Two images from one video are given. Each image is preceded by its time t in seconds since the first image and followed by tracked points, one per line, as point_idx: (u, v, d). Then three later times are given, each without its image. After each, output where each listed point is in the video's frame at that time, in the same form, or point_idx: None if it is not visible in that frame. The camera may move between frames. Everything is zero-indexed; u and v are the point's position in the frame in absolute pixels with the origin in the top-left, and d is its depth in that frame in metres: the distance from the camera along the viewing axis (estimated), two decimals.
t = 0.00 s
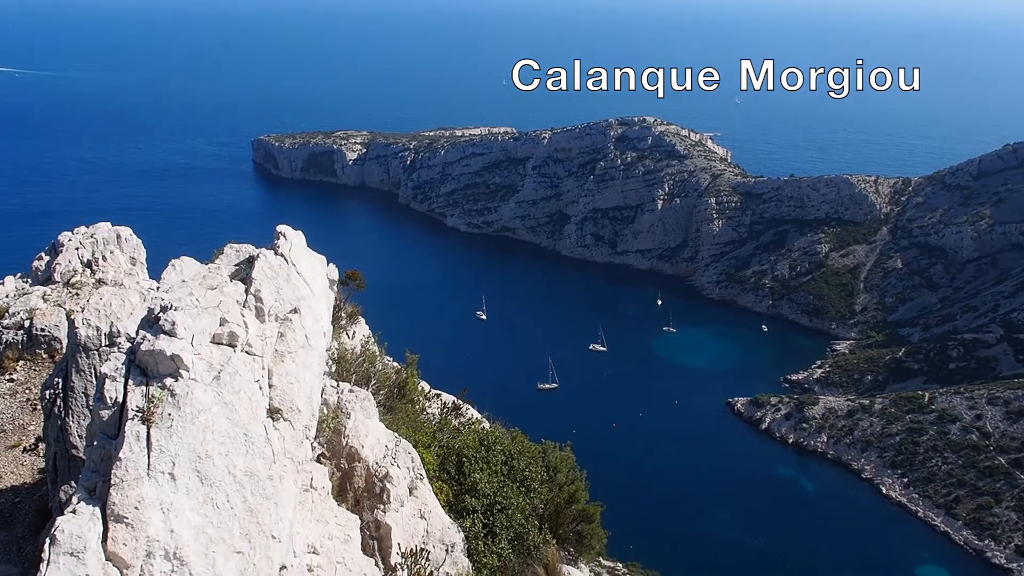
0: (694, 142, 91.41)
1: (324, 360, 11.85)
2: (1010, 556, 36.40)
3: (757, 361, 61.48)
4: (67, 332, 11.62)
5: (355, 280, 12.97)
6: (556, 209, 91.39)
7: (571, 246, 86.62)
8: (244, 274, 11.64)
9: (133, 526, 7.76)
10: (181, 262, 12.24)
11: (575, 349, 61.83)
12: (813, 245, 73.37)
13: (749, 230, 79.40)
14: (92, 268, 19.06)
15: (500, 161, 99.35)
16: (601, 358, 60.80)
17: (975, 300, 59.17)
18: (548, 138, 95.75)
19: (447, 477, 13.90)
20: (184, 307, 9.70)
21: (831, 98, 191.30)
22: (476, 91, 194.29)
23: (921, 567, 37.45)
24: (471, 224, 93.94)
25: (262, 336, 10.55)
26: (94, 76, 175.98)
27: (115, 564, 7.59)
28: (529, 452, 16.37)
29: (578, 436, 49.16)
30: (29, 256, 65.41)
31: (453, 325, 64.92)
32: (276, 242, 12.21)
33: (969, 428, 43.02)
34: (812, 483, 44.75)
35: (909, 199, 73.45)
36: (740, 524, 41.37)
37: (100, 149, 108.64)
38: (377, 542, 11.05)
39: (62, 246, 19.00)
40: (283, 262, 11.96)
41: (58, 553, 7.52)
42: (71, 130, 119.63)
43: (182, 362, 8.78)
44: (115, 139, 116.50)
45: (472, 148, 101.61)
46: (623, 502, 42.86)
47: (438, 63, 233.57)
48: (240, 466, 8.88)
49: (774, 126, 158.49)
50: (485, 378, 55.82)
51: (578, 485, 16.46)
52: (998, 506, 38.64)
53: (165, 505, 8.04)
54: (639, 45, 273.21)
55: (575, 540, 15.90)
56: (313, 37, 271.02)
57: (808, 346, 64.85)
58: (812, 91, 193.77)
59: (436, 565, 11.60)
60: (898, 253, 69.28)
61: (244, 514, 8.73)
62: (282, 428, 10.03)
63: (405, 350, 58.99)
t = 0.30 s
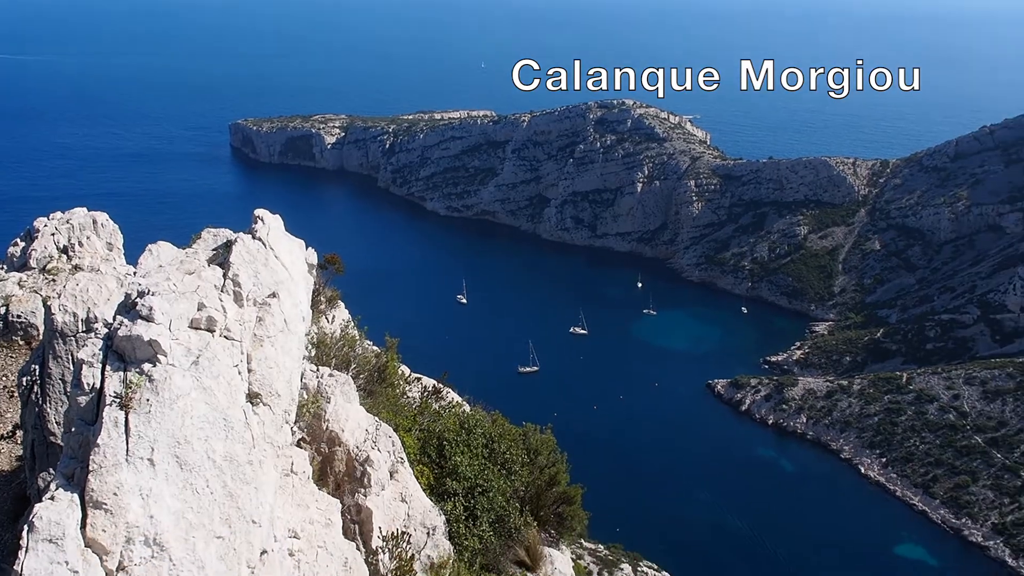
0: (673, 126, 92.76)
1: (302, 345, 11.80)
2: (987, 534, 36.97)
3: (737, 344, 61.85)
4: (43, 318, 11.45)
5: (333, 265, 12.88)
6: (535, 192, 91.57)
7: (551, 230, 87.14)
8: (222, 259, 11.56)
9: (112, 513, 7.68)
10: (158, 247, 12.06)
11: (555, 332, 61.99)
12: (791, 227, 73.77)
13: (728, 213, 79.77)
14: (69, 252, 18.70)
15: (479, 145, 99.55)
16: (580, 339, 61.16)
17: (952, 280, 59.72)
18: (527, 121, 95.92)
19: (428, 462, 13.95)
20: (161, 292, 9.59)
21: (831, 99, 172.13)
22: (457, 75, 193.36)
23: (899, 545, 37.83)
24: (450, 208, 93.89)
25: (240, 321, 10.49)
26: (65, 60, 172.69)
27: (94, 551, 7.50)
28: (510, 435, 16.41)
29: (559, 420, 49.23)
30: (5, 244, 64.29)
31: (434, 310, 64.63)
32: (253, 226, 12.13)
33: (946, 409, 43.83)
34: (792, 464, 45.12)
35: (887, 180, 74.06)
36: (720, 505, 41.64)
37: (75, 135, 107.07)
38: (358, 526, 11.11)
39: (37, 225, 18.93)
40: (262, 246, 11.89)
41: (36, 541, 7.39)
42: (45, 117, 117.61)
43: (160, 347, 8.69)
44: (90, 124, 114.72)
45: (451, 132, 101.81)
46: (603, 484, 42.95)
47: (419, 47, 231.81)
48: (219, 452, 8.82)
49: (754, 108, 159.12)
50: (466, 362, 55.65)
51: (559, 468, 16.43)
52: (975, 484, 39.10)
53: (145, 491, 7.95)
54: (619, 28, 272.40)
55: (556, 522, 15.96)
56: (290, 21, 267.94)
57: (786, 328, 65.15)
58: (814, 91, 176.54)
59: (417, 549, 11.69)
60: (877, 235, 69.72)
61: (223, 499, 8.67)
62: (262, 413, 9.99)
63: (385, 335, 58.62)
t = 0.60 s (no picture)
0: (651, 107, 93.42)
1: (281, 329, 11.74)
2: (963, 510, 37.55)
3: (717, 323, 62.21)
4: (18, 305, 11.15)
5: (311, 249, 12.84)
6: (514, 174, 92.14)
7: (529, 212, 87.07)
8: (198, 244, 11.44)
9: (90, 500, 7.61)
10: (133, 232, 11.90)
11: (535, 313, 62.05)
12: (769, 207, 74.65)
13: (707, 193, 80.69)
14: (44, 240, 14.79)
15: (457, 126, 99.50)
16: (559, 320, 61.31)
17: (929, 259, 60.39)
18: (505, 103, 95.89)
19: (408, 444, 13.98)
20: (137, 277, 9.49)
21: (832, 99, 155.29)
22: (437, 58, 192.07)
23: (877, 522, 38.26)
24: (429, 190, 93.84)
25: (218, 306, 10.41)
26: (33, 45, 168.83)
27: (73, 538, 7.43)
28: (489, 417, 16.41)
29: (539, 400, 49.23)
30: None
31: (413, 294, 64.22)
32: (230, 210, 12.01)
33: (923, 386, 44.70)
34: (771, 443, 45.53)
35: (864, 160, 75.15)
36: (699, 484, 41.82)
37: (47, 121, 104.97)
38: (338, 510, 11.14)
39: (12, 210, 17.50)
40: (238, 230, 11.77)
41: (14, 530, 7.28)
42: (14, 103, 115.08)
43: (136, 333, 8.61)
44: (62, 110, 112.52)
45: (429, 115, 101.43)
46: (583, 463, 42.92)
47: (397, 29, 229.41)
48: (198, 437, 8.80)
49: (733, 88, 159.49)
50: (447, 344, 55.35)
51: (539, 449, 16.49)
52: (951, 460, 39.81)
53: (123, 478, 7.89)
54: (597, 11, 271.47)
55: (536, 503, 16.02)
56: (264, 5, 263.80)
57: (766, 308, 65.34)
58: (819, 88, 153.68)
59: (399, 532, 11.81)
60: (853, 215, 70.68)
61: (203, 484, 8.63)
62: (240, 397, 9.95)
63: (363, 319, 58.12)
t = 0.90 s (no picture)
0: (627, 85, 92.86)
1: (257, 312, 11.65)
2: (938, 485, 38.25)
3: (694, 303, 62.63)
4: None
5: (287, 231, 12.74)
6: (491, 155, 91.66)
7: (506, 193, 86.87)
8: (172, 228, 11.34)
9: (67, 485, 7.53)
10: (106, 217, 11.72)
11: (513, 295, 62.09)
12: (746, 186, 75.70)
13: (684, 173, 81.49)
14: (15, 226, 11.89)
15: (433, 108, 99.34)
16: (538, 302, 61.37)
17: (903, 239, 61.19)
18: (481, 84, 95.92)
19: (387, 427, 13.96)
20: (110, 262, 9.38)
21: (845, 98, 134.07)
22: (414, 40, 190.70)
23: (855, 497, 38.80)
24: (405, 172, 92.99)
25: (193, 290, 10.34)
26: None
27: (50, 524, 7.35)
28: (468, 398, 16.38)
29: (518, 381, 49.34)
30: None
31: (392, 277, 63.87)
32: (203, 193, 11.91)
33: (898, 363, 45.61)
34: (748, 420, 46.09)
35: (839, 139, 76.64)
36: (678, 463, 42.05)
37: (13, 106, 102.68)
38: (318, 493, 11.15)
39: None
40: (212, 214, 11.66)
41: None
42: None
43: (111, 318, 8.56)
44: (29, 94, 110.03)
45: (403, 97, 101.57)
46: (562, 445, 42.96)
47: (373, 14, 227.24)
48: (176, 422, 8.77)
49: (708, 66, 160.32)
50: (427, 328, 55.15)
51: (517, 430, 16.42)
52: (927, 437, 40.66)
53: (100, 463, 7.85)
54: None
55: (516, 484, 16.13)
56: None
57: (743, 288, 65.62)
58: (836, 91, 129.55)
59: (379, 514, 11.84)
60: (829, 194, 71.85)
61: (181, 469, 8.60)
62: (217, 381, 9.91)
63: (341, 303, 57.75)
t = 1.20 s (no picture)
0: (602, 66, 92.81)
1: (232, 298, 11.59)
2: (913, 462, 39.10)
3: (670, 282, 63.43)
4: None
5: (261, 217, 12.70)
6: (467, 138, 91.68)
7: (482, 176, 86.83)
8: (145, 213, 11.21)
9: (42, 475, 7.43)
10: (77, 203, 11.52)
11: (491, 278, 62.14)
12: (721, 167, 76.97)
13: (659, 155, 83.13)
14: None
15: (408, 91, 98.94)
16: (516, 285, 61.45)
17: (879, 218, 62.65)
18: (456, 67, 95.65)
19: (365, 412, 13.97)
20: (83, 249, 9.22)
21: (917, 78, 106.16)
22: (391, 26, 190.03)
23: (832, 475, 39.40)
24: (381, 156, 93.01)
25: (168, 276, 10.24)
26: None
27: (25, 513, 7.24)
28: (445, 382, 16.40)
29: (496, 364, 49.45)
30: None
31: (369, 262, 63.60)
32: (176, 178, 11.82)
33: (873, 342, 46.58)
34: (725, 400, 46.72)
35: (814, 120, 78.59)
36: (656, 443, 42.27)
37: None
38: (296, 478, 11.10)
39: None
40: (186, 199, 11.57)
41: None
42: None
43: (85, 305, 8.44)
44: None
45: (378, 79, 100.79)
46: (541, 428, 43.03)
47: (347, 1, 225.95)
48: (151, 409, 8.71)
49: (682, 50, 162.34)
50: (405, 312, 55.03)
51: (496, 412, 16.35)
52: (901, 415, 41.60)
53: (75, 451, 7.76)
54: None
55: (495, 467, 16.09)
56: None
57: (720, 269, 66.15)
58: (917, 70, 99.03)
59: (357, 499, 11.84)
60: (804, 174, 73.46)
61: (158, 456, 8.54)
62: (193, 367, 9.84)
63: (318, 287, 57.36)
